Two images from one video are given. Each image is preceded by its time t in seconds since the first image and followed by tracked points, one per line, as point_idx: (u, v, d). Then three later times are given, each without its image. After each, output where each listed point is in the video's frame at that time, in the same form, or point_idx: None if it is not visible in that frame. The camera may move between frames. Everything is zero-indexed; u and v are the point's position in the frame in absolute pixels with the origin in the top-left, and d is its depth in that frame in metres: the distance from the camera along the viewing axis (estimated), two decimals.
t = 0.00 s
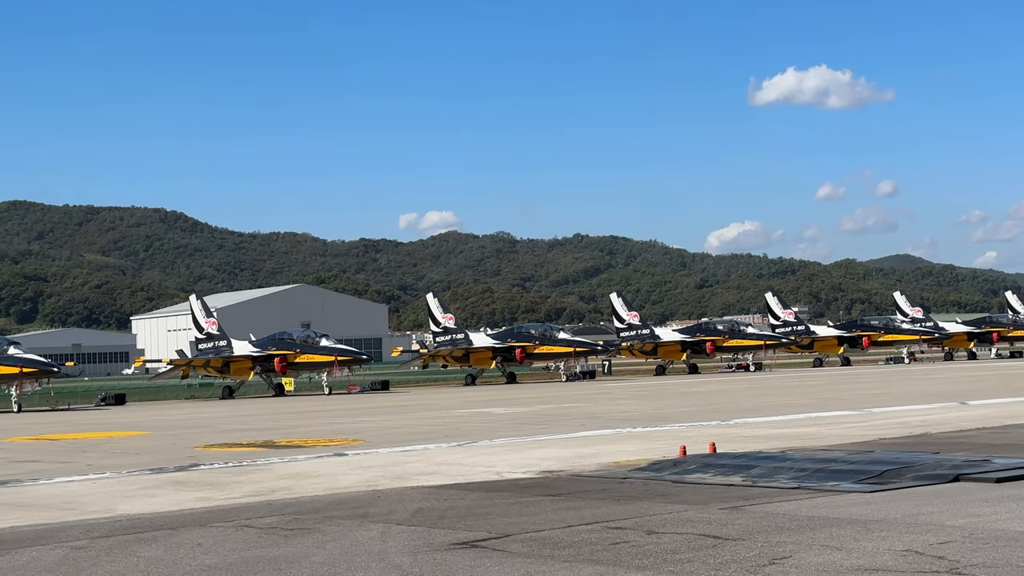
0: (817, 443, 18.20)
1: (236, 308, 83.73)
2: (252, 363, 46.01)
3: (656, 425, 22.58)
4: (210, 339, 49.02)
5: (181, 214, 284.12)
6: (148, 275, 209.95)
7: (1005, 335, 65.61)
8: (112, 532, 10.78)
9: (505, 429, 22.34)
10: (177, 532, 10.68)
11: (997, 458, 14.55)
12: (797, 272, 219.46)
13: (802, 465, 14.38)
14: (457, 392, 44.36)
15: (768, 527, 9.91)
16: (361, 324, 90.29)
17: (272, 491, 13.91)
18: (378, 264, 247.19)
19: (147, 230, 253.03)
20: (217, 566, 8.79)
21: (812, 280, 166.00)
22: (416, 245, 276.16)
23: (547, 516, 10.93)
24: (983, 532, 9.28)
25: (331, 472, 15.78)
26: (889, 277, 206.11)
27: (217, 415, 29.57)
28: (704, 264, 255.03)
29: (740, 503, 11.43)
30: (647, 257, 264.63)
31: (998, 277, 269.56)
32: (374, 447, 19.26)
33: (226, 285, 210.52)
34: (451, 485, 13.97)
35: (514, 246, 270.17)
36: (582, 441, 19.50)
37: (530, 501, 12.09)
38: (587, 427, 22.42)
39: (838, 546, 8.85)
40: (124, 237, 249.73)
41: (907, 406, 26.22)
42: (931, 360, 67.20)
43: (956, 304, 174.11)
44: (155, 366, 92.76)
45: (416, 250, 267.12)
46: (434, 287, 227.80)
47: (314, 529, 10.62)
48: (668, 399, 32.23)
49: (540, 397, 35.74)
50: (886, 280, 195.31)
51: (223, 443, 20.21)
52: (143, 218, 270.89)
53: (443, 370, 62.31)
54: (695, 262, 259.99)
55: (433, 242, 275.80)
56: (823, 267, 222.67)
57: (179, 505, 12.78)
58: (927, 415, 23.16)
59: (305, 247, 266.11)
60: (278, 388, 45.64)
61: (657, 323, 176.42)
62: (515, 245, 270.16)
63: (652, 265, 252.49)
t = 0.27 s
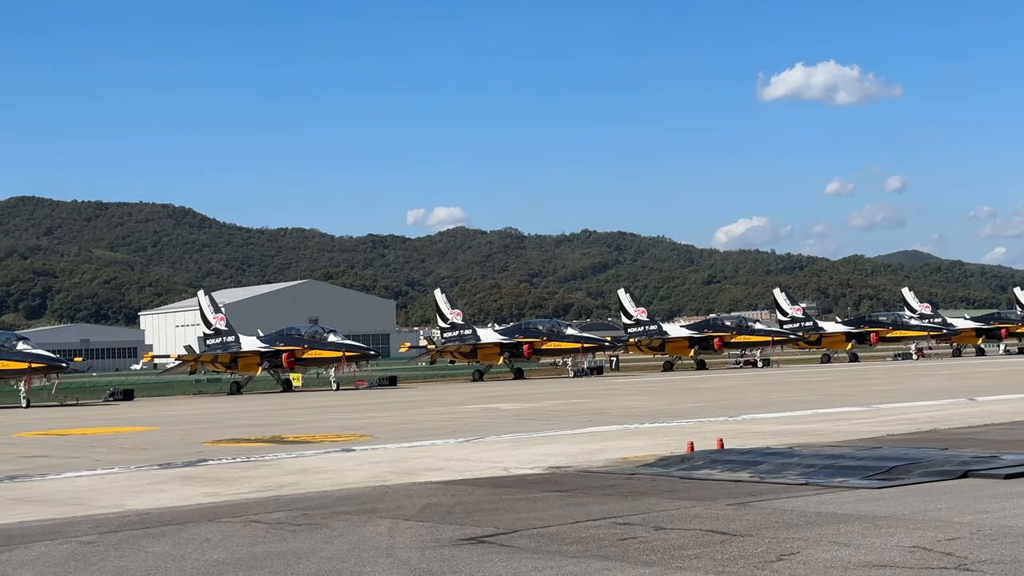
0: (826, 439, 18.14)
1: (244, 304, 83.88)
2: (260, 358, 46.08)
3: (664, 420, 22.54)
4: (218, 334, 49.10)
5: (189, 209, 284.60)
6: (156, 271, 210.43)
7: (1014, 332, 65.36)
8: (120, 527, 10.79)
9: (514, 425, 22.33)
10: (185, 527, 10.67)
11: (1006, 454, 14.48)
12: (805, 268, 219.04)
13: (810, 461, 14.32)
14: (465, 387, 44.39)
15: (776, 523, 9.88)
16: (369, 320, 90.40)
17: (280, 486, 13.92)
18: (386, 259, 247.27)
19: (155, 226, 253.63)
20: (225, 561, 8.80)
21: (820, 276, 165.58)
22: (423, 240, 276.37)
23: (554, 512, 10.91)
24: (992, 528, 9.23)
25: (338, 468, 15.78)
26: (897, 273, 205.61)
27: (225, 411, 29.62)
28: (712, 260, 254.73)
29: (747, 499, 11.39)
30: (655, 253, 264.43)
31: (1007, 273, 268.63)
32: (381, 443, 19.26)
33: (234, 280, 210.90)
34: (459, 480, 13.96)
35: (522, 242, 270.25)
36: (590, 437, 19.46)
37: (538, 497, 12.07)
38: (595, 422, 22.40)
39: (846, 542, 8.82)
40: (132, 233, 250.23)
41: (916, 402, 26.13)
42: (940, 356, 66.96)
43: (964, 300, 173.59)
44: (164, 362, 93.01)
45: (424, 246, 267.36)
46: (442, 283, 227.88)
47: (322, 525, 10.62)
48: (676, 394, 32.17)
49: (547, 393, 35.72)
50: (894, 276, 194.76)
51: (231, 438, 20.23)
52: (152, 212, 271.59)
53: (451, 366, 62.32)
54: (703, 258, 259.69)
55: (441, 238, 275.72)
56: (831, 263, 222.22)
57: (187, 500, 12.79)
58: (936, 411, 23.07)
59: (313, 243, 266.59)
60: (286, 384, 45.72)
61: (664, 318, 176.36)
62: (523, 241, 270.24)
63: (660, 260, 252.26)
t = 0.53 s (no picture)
0: (834, 434, 18.07)
1: (252, 299, 83.97)
2: (268, 354, 46.16)
3: (671, 416, 22.52)
4: (226, 330, 49.19)
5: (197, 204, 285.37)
6: (164, 266, 210.82)
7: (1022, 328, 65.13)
8: (129, 522, 10.82)
9: (521, 420, 22.33)
10: (193, 522, 10.69)
11: (1015, 450, 14.42)
12: (812, 264, 218.66)
13: (817, 457, 14.29)
14: (472, 383, 44.39)
15: (784, 519, 9.84)
16: (376, 315, 90.46)
17: (288, 481, 13.94)
18: (393, 255, 247.67)
19: (164, 222, 254.09)
20: (232, 556, 8.82)
21: (827, 271, 165.45)
22: (431, 236, 276.54)
23: (562, 507, 10.90)
24: (1000, 524, 9.19)
25: (346, 463, 15.80)
26: (905, 269, 205.09)
27: (233, 406, 29.68)
28: (719, 256, 254.49)
29: (755, 495, 11.37)
30: (663, 249, 264.15)
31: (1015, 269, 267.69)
32: (389, 439, 19.28)
33: (242, 276, 211.18)
34: (467, 476, 13.96)
35: (530, 237, 270.24)
36: (597, 432, 19.44)
37: (545, 492, 12.06)
38: (602, 418, 22.39)
39: (854, 538, 8.79)
40: (140, 229, 250.79)
41: (923, 398, 26.05)
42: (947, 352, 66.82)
43: (972, 296, 173.08)
44: (171, 357, 93.22)
45: (431, 241, 267.54)
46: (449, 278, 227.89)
47: (329, 520, 10.63)
48: (683, 390, 32.14)
49: (555, 388, 35.72)
50: (902, 272, 194.29)
51: (239, 434, 20.26)
52: (160, 208, 272.08)
53: (458, 361, 62.35)
54: (710, 254, 259.34)
55: (448, 234, 275.97)
56: (839, 258, 221.78)
57: (196, 496, 12.81)
58: (944, 407, 23.00)
59: (321, 238, 266.85)
60: (293, 379, 45.80)
61: (672, 314, 176.21)
62: (530, 237, 270.24)
63: (667, 256, 252.14)
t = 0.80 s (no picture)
0: (841, 431, 18.02)
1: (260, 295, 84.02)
2: (276, 349, 46.24)
3: (679, 412, 22.47)
4: (234, 325, 49.26)
5: (204, 200, 285.80)
6: (172, 262, 211.08)
7: None
8: (137, 517, 10.83)
9: (528, 416, 22.32)
10: (201, 518, 10.70)
11: None
12: (820, 259, 218.18)
13: (824, 453, 14.23)
14: (480, 379, 44.41)
15: (790, 514, 9.82)
16: (384, 312, 90.51)
17: (296, 476, 13.94)
18: (401, 251, 247.89)
19: (172, 217, 254.45)
20: (239, 551, 8.81)
21: (835, 267, 165.21)
22: (438, 232, 276.62)
23: (569, 503, 10.88)
24: (1010, 521, 9.12)
25: (354, 459, 15.79)
26: (913, 265, 204.59)
27: (240, 402, 29.72)
28: (726, 252, 254.06)
29: (762, 491, 11.34)
30: (670, 245, 263.84)
31: None
32: (396, 434, 19.28)
33: (250, 272, 211.44)
34: (474, 471, 13.94)
35: (537, 233, 270.34)
36: (604, 429, 19.40)
37: (553, 487, 12.06)
38: (610, 414, 22.36)
39: (861, 534, 8.76)
40: (148, 225, 251.28)
41: (931, 394, 25.95)
42: (955, 348, 66.60)
43: (980, 292, 172.56)
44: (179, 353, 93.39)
45: (439, 237, 267.68)
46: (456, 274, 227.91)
47: (338, 515, 10.63)
48: (690, 386, 32.10)
49: (561, 384, 35.70)
50: (909, 268, 193.90)
51: (247, 429, 20.28)
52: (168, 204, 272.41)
53: (466, 357, 62.37)
54: (718, 250, 259.03)
55: (456, 230, 276.02)
56: (847, 254, 221.19)
57: (204, 491, 12.82)
58: (952, 404, 22.90)
59: (328, 234, 267.06)
60: (301, 375, 45.88)
61: (679, 310, 176.03)
62: (538, 233, 270.33)
63: (674, 252, 251.83)
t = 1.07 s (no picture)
0: (848, 427, 17.99)
1: (268, 291, 84.19)
2: (283, 346, 46.32)
3: (686, 408, 22.44)
4: (241, 321, 49.33)
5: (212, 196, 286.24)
6: (180, 258, 211.57)
7: None
8: (145, 512, 10.86)
9: (535, 412, 22.33)
10: (210, 513, 10.74)
11: None
12: (828, 255, 217.76)
13: (832, 449, 14.22)
14: (488, 375, 44.45)
15: (797, 510, 9.82)
16: (391, 307, 90.60)
17: (303, 472, 13.98)
18: (408, 247, 247.90)
19: (179, 214, 254.96)
20: (248, 547, 8.83)
21: (842, 263, 164.81)
22: (445, 228, 276.76)
23: (576, 499, 10.89)
24: (1017, 517, 9.10)
25: (361, 454, 15.81)
26: (921, 261, 204.10)
27: (247, 398, 29.77)
28: (734, 248, 253.67)
29: (769, 486, 11.34)
30: (677, 241, 263.64)
31: None
32: (403, 430, 19.31)
33: (257, 267, 211.83)
34: (482, 467, 13.96)
35: (545, 229, 270.35)
36: (612, 425, 19.40)
37: (560, 483, 12.06)
38: (617, 410, 22.37)
39: (868, 530, 8.75)
40: (156, 221, 251.81)
41: (939, 390, 25.91)
42: (963, 345, 66.45)
43: (988, 288, 172.10)
44: (187, 349, 93.66)
45: (446, 233, 267.87)
46: (463, 269, 227.86)
47: (345, 511, 10.66)
48: (697, 382, 32.08)
49: (569, 380, 35.71)
50: (917, 264, 193.32)
51: (255, 425, 20.32)
52: (175, 200, 272.75)
53: (473, 353, 62.42)
54: (725, 246, 258.64)
55: (463, 226, 276.02)
56: (855, 250, 220.67)
57: (212, 486, 12.86)
58: (960, 400, 22.86)
59: (335, 230, 267.38)
60: (309, 371, 45.96)
61: (686, 307, 175.89)
62: (545, 228, 270.35)
63: (682, 248, 251.66)
